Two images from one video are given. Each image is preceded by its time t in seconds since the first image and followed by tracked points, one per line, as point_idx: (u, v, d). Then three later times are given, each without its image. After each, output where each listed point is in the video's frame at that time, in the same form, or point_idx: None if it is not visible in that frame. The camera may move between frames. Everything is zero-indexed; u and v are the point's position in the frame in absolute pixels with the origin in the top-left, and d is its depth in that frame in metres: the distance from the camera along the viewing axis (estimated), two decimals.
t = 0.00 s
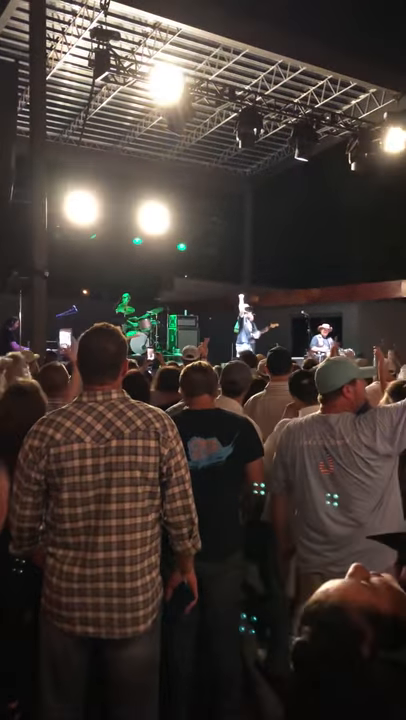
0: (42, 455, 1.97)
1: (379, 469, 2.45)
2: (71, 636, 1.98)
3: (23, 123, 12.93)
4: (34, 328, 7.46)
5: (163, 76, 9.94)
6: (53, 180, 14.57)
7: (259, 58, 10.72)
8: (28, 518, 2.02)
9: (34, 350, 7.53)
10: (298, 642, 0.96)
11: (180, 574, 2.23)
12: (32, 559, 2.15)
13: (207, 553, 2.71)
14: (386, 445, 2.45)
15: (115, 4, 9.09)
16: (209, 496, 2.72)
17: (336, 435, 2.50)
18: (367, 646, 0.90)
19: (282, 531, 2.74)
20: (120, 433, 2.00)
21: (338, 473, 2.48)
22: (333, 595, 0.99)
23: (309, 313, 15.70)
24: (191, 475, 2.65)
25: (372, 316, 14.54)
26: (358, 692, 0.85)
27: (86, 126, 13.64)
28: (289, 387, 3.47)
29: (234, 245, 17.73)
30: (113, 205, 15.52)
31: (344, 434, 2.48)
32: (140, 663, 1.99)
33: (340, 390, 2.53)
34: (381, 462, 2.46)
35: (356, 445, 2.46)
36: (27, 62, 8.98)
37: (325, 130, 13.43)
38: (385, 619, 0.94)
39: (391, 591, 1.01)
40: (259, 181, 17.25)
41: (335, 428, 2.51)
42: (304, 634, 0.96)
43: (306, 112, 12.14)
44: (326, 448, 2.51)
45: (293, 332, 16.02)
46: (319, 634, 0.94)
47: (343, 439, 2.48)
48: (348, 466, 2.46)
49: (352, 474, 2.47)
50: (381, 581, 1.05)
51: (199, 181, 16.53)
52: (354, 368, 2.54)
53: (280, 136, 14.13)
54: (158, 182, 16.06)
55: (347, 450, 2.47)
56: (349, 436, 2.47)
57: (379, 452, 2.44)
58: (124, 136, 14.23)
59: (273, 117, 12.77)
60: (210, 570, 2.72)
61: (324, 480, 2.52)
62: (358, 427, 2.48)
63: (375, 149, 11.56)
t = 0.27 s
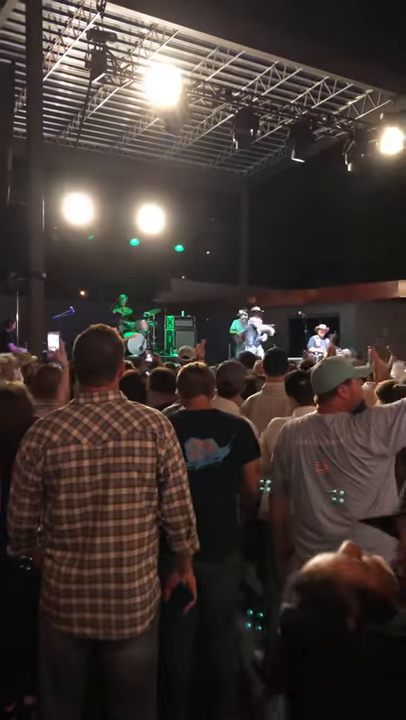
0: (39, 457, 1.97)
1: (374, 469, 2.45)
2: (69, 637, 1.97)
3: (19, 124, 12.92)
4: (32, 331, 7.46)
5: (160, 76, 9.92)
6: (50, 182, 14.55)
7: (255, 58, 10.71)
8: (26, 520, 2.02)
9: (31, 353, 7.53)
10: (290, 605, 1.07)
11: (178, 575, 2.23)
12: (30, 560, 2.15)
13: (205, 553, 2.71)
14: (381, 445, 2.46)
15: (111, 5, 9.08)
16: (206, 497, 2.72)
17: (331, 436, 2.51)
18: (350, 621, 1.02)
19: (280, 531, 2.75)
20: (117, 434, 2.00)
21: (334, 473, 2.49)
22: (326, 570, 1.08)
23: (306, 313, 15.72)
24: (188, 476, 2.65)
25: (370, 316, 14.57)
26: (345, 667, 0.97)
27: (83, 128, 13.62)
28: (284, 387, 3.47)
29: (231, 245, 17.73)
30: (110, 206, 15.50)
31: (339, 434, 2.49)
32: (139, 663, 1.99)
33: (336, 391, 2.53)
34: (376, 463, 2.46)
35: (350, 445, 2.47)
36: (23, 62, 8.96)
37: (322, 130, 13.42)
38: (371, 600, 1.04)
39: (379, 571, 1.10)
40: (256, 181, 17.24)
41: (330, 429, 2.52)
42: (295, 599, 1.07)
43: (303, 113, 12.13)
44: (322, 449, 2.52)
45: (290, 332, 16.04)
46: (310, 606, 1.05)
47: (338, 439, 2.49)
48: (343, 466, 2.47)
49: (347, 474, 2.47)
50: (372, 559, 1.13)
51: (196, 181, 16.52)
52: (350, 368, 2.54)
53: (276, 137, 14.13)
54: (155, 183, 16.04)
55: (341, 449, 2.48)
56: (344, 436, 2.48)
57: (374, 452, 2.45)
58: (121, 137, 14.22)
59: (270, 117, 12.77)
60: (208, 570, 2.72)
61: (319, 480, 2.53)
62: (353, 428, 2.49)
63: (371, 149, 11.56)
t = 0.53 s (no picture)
0: (36, 458, 1.97)
1: (369, 471, 2.46)
2: (67, 638, 1.97)
3: (16, 125, 12.90)
4: (29, 331, 7.45)
5: (157, 78, 9.93)
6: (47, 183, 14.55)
7: (252, 59, 10.71)
8: (24, 521, 2.02)
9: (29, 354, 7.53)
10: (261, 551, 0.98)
11: (176, 576, 2.24)
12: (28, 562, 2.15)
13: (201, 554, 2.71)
14: (377, 446, 2.46)
15: (109, 7, 9.08)
16: (204, 498, 2.72)
17: (327, 436, 2.52)
18: (318, 576, 0.91)
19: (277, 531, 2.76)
20: (114, 435, 2.00)
21: (330, 473, 2.50)
22: (301, 525, 0.98)
23: (304, 314, 15.73)
24: (185, 477, 2.65)
25: (367, 316, 14.59)
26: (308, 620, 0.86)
27: (80, 129, 13.60)
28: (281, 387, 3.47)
29: (228, 246, 17.75)
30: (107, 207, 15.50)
31: (335, 434, 2.50)
32: (136, 664, 1.99)
33: (332, 392, 2.53)
34: (372, 464, 2.47)
35: (346, 446, 2.47)
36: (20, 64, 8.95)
37: (320, 131, 13.38)
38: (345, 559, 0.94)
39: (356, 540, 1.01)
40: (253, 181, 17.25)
41: (326, 429, 2.52)
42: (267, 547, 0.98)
43: (300, 114, 12.14)
44: (318, 449, 2.53)
45: (288, 332, 16.06)
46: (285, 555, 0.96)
47: (334, 440, 2.50)
48: (339, 466, 2.48)
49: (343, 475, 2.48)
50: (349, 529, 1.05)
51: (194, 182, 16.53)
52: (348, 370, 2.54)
53: (274, 139, 14.13)
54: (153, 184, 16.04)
55: (337, 450, 2.49)
56: (340, 437, 2.49)
57: (369, 454, 2.45)
58: (118, 138, 14.22)
59: (267, 118, 12.79)
60: (205, 571, 2.72)
61: (316, 481, 2.54)
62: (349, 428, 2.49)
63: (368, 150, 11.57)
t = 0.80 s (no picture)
0: (34, 461, 1.97)
1: (366, 474, 2.47)
2: (65, 641, 1.97)
3: (14, 127, 12.91)
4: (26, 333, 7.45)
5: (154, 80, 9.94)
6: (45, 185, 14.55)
7: (250, 62, 10.73)
8: (21, 524, 2.02)
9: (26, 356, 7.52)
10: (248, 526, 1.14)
11: (173, 579, 2.24)
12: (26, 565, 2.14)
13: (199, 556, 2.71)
14: (375, 451, 2.47)
15: (106, 10, 9.11)
16: (201, 500, 2.73)
17: (324, 438, 2.53)
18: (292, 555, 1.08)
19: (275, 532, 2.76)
20: (112, 438, 2.00)
21: (327, 475, 2.50)
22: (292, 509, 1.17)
23: (301, 315, 15.74)
24: (182, 479, 2.66)
25: (364, 318, 14.60)
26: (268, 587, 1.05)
27: (78, 131, 13.61)
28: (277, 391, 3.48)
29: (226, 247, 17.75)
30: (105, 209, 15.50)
31: (332, 436, 2.51)
32: (134, 668, 1.99)
33: (330, 394, 2.55)
34: (369, 468, 2.47)
35: (343, 448, 2.48)
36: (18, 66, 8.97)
37: (316, 133, 13.44)
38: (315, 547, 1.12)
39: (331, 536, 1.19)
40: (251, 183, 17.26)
41: (323, 431, 2.53)
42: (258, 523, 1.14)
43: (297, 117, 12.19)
44: (316, 450, 2.53)
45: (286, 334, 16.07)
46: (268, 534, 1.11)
47: (330, 442, 2.51)
48: (335, 468, 2.49)
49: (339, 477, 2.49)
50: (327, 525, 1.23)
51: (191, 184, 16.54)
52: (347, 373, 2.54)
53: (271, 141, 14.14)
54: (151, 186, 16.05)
55: (333, 451, 2.50)
56: (337, 439, 2.50)
57: (366, 457, 2.46)
58: (116, 141, 14.22)
59: (265, 120, 12.83)
60: (203, 573, 2.72)
61: (313, 482, 2.54)
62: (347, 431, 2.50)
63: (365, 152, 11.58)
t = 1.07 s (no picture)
0: (34, 462, 1.97)
1: (365, 478, 2.46)
2: (64, 643, 1.97)
3: (13, 129, 12.89)
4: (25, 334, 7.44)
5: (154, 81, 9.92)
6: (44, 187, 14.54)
7: (249, 63, 10.71)
8: (21, 525, 2.02)
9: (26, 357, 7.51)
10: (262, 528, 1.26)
11: (172, 580, 2.24)
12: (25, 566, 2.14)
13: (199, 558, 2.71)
14: (373, 456, 2.46)
15: (106, 11, 9.10)
16: (201, 502, 2.74)
17: (323, 439, 2.52)
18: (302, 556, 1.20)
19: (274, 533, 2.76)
20: (111, 440, 2.00)
21: (325, 477, 2.51)
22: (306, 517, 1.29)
23: (301, 317, 15.73)
24: (182, 481, 2.66)
25: (364, 319, 14.60)
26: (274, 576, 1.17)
27: (77, 132, 13.57)
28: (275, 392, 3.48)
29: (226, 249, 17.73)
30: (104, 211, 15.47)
31: (331, 438, 2.51)
32: (133, 670, 1.98)
33: (330, 395, 2.54)
34: (368, 473, 2.47)
35: (342, 450, 2.48)
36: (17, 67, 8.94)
37: (316, 135, 13.43)
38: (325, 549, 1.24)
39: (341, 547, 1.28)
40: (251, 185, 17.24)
41: (322, 433, 2.53)
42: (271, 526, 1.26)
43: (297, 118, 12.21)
44: (315, 452, 2.53)
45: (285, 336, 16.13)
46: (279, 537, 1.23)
47: (329, 443, 2.51)
48: (334, 470, 2.49)
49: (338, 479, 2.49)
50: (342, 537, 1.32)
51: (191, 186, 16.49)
52: (347, 374, 2.53)
53: (270, 142, 14.09)
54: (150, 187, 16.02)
55: (332, 453, 2.50)
56: (336, 441, 2.49)
57: (365, 462, 2.46)
58: (115, 143, 14.16)
59: (264, 122, 12.82)
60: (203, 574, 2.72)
61: (312, 483, 2.54)
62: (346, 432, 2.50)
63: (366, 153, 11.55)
